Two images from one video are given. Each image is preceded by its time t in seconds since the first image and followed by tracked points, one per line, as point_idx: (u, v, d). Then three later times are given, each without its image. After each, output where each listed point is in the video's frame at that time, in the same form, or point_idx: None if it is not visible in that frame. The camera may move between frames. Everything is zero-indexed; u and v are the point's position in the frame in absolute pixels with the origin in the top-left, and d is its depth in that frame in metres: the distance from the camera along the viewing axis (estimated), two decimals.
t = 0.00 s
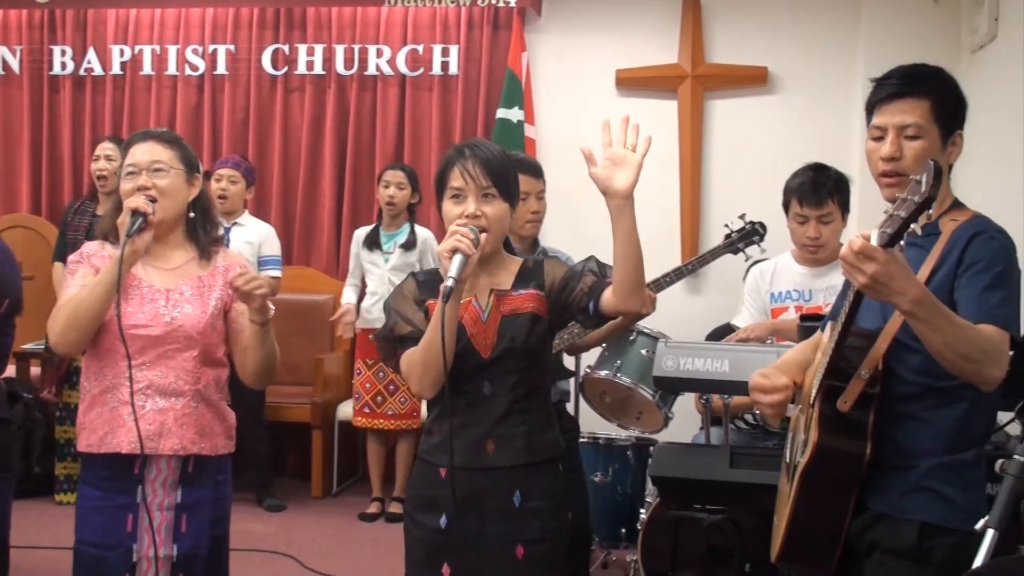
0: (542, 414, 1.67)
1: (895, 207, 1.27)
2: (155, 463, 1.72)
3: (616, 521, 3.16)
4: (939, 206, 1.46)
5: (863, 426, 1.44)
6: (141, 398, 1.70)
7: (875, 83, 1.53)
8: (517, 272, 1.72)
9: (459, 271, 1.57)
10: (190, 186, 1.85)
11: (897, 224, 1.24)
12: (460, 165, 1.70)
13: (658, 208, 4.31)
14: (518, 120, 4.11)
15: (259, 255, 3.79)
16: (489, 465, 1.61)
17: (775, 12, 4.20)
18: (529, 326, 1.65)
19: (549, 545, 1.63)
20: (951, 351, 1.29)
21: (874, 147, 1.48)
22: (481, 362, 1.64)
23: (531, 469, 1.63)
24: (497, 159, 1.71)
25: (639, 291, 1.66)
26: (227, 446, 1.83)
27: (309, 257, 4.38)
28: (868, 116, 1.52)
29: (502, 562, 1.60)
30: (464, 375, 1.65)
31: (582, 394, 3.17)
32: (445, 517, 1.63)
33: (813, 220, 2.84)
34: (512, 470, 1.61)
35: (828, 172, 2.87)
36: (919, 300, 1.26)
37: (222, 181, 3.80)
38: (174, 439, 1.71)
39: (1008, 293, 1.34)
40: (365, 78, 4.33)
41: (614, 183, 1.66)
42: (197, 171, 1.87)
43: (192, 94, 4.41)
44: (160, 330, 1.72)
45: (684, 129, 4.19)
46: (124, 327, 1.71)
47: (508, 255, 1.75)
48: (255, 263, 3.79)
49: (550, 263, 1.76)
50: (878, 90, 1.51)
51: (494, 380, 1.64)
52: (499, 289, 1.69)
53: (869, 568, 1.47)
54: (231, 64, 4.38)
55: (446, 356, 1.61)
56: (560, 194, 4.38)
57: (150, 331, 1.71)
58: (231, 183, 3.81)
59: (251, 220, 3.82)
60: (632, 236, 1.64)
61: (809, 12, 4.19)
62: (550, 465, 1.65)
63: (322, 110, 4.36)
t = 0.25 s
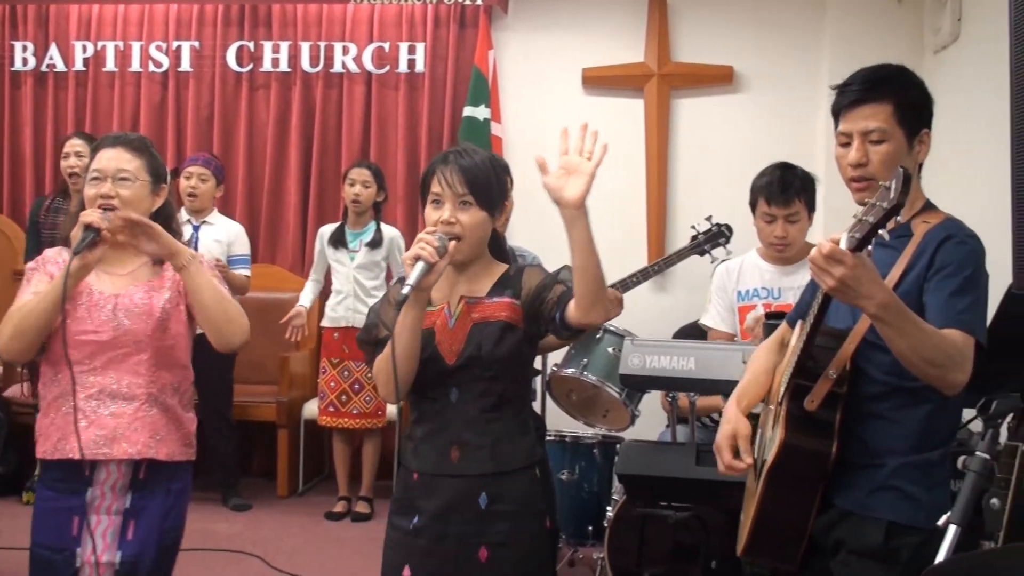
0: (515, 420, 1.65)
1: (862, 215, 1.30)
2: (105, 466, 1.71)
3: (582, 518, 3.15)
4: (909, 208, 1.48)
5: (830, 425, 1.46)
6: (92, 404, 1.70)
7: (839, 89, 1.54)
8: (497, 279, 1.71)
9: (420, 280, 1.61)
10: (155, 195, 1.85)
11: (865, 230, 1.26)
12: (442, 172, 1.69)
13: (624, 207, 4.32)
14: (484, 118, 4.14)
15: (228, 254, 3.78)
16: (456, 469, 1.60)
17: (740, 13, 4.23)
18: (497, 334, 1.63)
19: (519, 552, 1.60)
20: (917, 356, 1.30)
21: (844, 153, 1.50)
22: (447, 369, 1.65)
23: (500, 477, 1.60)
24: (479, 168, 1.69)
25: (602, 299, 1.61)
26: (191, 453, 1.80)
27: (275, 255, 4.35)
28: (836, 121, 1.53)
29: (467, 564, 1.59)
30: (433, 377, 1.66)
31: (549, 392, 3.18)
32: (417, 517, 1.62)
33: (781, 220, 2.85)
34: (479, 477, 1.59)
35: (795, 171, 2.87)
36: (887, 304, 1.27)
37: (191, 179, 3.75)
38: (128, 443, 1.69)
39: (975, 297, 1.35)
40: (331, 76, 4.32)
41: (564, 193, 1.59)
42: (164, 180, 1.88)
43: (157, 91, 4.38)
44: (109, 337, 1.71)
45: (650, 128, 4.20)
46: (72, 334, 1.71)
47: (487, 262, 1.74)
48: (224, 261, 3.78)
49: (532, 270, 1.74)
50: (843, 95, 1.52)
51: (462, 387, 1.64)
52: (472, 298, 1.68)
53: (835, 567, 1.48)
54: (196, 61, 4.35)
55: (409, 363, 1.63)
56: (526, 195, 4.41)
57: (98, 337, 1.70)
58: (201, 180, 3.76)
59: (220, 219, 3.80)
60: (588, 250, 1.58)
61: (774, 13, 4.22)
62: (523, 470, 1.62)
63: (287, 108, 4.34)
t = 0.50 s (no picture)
0: (475, 419, 1.63)
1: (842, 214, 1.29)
2: (57, 456, 1.69)
3: (550, 516, 3.16)
4: (884, 207, 1.50)
5: (801, 419, 1.47)
6: (40, 389, 1.68)
7: (816, 85, 1.55)
8: (467, 278, 1.71)
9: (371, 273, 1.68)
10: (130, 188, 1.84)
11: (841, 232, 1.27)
12: (421, 165, 1.73)
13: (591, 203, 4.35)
14: (451, 115, 4.13)
15: (199, 251, 3.73)
16: (412, 466, 1.62)
17: (706, 13, 4.28)
18: (458, 331, 1.64)
19: (468, 554, 1.58)
20: (887, 355, 1.31)
21: (818, 150, 1.50)
22: (408, 363, 1.68)
23: (454, 475, 1.60)
24: (457, 163, 1.72)
25: (538, 287, 1.59)
26: (154, 443, 1.77)
27: (242, 252, 4.34)
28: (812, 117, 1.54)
29: (418, 562, 1.60)
30: (400, 370, 1.69)
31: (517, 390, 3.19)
32: (378, 511, 1.64)
33: (754, 217, 2.89)
34: (431, 474, 1.60)
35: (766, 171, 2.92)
36: (859, 305, 1.28)
37: (162, 176, 3.75)
38: (74, 429, 1.67)
39: (946, 298, 1.37)
40: (297, 72, 4.30)
41: (482, 181, 1.58)
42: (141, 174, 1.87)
43: (121, 87, 4.35)
44: (57, 320, 1.69)
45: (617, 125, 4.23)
46: (23, 315, 1.71)
47: (464, 258, 1.75)
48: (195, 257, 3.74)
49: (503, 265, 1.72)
50: (819, 92, 1.53)
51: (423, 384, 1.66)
52: (438, 293, 1.70)
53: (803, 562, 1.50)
54: (161, 57, 4.32)
55: (368, 355, 1.69)
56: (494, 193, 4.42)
57: (46, 320, 1.69)
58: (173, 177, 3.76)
59: (191, 216, 3.77)
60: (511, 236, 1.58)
61: (740, 13, 4.27)
62: (478, 472, 1.60)
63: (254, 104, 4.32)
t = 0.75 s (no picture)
0: (436, 412, 1.62)
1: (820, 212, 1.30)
2: (27, 458, 1.66)
3: (520, 514, 3.16)
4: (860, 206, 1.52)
5: (773, 417, 1.48)
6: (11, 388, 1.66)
7: (795, 83, 1.57)
8: (438, 267, 1.72)
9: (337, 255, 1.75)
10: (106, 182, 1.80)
11: (818, 230, 1.28)
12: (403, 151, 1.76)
13: (562, 201, 4.38)
14: (422, 112, 4.12)
15: (173, 248, 3.70)
16: (375, 458, 1.62)
17: (675, 14, 4.33)
18: (423, 322, 1.64)
19: (418, 554, 1.56)
20: (860, 354, 1.32)
21: (796, 148, 1.51)
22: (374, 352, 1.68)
23: (412, 469, 1.59)
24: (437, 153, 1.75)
25: (502, 263, 1.60)
26: (129, 445, 1.75)
27: (211, 250, 4.32)
28: (791, 115, 1.55)
29: (371, 559, 1.58)
30: (367, 358, 1.70)
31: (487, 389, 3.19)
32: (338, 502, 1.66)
33: (744, 211, 2.88)
34: (388, 466, 1.60)
35: (756, 168, 2.93)
36: (834, 303, 1.29)
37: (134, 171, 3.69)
38: (43, 429, 1.64)
39: (920, 300, 1.38)
40: (266, 69, 4.29)
41: (453, 154, 1.58)
42: (121, 170, 1.83)
43: (88, 84, 4.31)
44: (32, 317, 1.66)
45: (587, 122, 4.27)
46: None
47: (437, 248, 1.75)
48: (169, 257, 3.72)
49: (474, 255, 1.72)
50: (798, 89, 1.55)
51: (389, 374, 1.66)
52: (405, 283, 1.70)
53: (773, 558, 1.52)
54: (128, 53, 4.29)
55: (333, 342, 1.73)
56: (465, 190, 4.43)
57: (20, 317, 1.66)
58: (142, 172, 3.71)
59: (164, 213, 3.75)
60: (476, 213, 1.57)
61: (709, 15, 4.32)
62: (434, 470, 1.59)
63: (222, 101, 4.30)
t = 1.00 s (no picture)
0: (416, 416, 1.69)
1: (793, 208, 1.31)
2: (12, 470, 1.66)
3: (491, 511, 3.15)
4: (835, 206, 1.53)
5: (744, 412, 1.51)
6: None
7: (772, 82, 1.59)
8: (412, 271, 1.78)
9: (316, 258, 1.69)
10: (81, 186, 1.79)
11: (789, 226, 1.29)
12: (379, 156, 1.84)
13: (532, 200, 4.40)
14: (390, 110, 4.12)
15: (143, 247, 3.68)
16: (355, 463, 1.66)
17: (643, 13, 4.35)
18: (404, 328, 1.70)
19: (406, 551, 1.63)
20: (831, 351, 1.33)
21: (772, 146, 1.53)
22: (351, 359, 1.71)
23: (395, 472, 1.65)
24: (413, 161, 1.84)
25: (504, 282, 1.70)
26: (113, 456, 1.75)
27: (178, 249, 4.30)
28: (768, 114, 1.57)
29: (360, 560, 1.63)
30: (342, 365, 1.73)
31: (457, 387, 3.19)
32: (312, 509, 1.68)
33: (727, 206, 2.89)
34: (372, 472, 1.65)
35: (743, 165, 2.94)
36: (805, 300, 1.30)
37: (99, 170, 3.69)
38: (28, 446, 1.64)
39: (891, 300, 1.39)
40: (233, 66, 4.26)
41: (458, 173, 1.68)
42: (95, 172, 1.82)
43: (53, 81, 4.27)
44: (13, 330, 1.67)
45: (556, 122, 4.28)
46: None
47: (406, 253, 1.82)
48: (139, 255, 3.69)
49: (447, 264, 1.80)
50: (775, 87, 1.57)
51: (367, 380, 1.70)
52: (381, 290, 1.75)
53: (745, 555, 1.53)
54: (94, 50, 4.25)
55: (306, 346, 1.70)
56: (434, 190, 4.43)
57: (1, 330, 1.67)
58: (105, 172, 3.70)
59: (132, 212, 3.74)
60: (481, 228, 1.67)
61: (676, 14, 4.35)
62: (420, 469, 1.65)
63: (190, 99, 4.28)
